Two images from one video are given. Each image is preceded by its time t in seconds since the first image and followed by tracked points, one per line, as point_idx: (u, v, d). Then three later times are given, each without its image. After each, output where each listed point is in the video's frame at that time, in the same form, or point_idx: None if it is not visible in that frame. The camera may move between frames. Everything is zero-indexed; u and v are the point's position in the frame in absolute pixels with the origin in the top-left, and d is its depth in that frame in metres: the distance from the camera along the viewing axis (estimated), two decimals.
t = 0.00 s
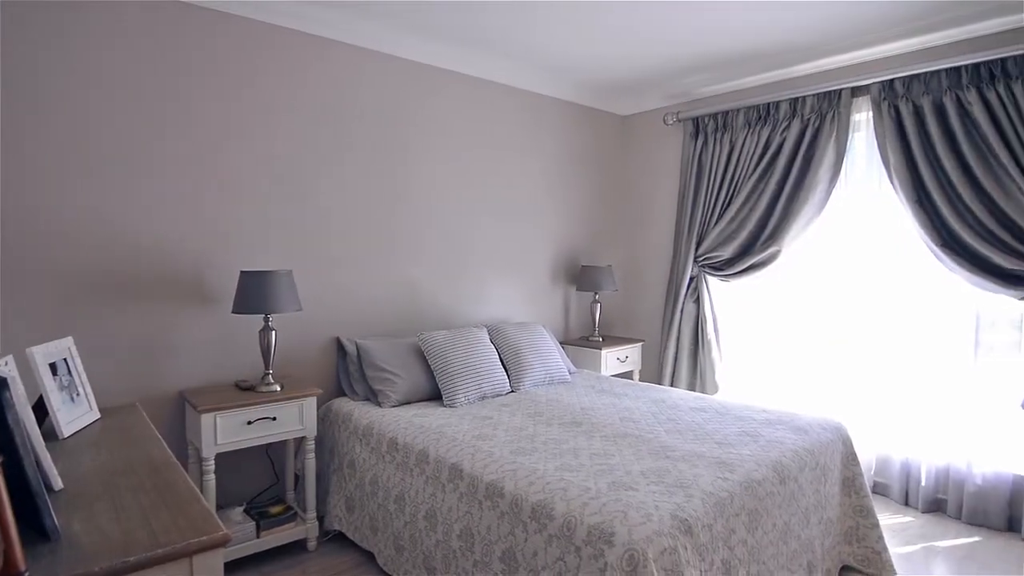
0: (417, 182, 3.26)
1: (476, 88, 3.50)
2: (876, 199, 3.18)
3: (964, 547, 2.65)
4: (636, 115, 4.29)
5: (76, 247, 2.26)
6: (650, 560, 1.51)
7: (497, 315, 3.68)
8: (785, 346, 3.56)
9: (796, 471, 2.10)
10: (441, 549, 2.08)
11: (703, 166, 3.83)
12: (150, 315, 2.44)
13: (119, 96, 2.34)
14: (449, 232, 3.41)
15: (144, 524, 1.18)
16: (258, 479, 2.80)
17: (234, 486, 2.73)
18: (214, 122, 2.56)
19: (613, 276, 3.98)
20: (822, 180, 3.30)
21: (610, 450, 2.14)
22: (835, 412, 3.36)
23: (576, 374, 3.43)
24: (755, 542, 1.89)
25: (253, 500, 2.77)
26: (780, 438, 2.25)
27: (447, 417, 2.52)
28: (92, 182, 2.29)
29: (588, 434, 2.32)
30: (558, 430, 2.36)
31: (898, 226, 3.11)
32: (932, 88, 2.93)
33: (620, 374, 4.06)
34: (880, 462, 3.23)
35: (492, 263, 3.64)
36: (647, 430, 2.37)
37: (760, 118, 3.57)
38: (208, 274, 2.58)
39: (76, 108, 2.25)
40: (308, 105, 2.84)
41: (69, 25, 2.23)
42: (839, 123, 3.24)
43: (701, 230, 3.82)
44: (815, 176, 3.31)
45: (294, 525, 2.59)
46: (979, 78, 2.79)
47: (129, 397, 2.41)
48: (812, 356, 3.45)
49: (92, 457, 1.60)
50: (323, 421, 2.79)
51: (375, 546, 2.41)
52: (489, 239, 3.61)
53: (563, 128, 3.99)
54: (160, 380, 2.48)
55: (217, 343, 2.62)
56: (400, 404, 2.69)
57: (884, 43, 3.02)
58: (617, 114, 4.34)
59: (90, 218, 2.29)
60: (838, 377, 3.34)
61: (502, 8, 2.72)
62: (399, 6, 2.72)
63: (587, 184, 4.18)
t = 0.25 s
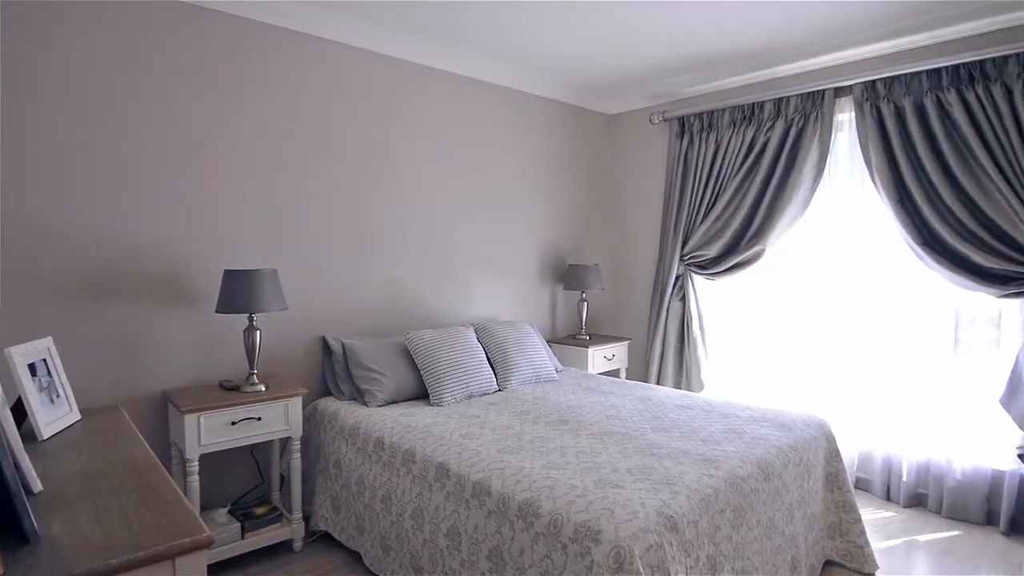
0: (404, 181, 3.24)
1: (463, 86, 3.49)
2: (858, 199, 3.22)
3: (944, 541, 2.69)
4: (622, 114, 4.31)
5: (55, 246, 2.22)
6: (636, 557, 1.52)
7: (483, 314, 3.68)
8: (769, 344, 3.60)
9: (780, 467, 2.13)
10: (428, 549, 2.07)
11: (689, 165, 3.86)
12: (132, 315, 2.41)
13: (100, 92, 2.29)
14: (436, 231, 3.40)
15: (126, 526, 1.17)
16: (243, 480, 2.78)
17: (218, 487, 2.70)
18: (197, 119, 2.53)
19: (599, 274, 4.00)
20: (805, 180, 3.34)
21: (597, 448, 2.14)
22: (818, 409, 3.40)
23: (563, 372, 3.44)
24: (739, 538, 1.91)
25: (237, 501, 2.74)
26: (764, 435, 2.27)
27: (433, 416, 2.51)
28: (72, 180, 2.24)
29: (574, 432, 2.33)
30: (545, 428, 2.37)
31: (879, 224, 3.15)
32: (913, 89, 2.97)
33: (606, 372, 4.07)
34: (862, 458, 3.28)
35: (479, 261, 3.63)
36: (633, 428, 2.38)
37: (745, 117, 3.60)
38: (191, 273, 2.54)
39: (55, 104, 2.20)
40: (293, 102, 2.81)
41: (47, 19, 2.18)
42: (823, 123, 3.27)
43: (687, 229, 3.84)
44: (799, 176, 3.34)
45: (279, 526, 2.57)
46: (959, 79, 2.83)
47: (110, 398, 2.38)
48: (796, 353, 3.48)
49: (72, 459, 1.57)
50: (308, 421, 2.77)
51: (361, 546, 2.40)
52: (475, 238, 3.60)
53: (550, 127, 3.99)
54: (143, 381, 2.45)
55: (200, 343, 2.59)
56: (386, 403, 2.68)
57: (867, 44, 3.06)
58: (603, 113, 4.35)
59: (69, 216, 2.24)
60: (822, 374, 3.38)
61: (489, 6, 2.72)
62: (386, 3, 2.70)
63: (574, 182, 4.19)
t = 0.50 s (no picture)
0: (390, 179, 3.23)
1: (450, 85, 3.48)
2: (841, 198, 3.26)
3: (925, 535, 2.74)
4: (609, 113, 4.32)
5: (34, 244, 2.18)
6: (622, 554, 1.53)
7: (471, 312, 3.67)
8: (754, 341, 3.63)
9: (765, 464, 2.15)
10: (415, 548, 2.07)
11: (675, 164, 3.88)
12: (113, 315, 2.37)
13: (80, 87, 2.26)
14: (423, 229, 3.39)
15: (107, 529, 1.15)
16: (228, 480, 2.75)
17: (203, 487, 2.68)
18: (180, 116, 2.50)
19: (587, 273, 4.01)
20: (790, 179, 3.37)
21: (584, 446, 2.15)
22: (802, 406, 3.44)
23: (550, 370, 3.44)
24: (725, 534, 1.92)
25: (222, 502, 2.72)
26: (750, 432, 2.29)
27: (421, 415, 2.50)
28: (51, 177, 2.21)
29: (562, 431, 2.33)
30: (532, 427, 2.37)
31: (862, 223, 3.19)
32: (895, 90, 3.01)
33: (594, 370, 4.08)
34: (845, 454, 3.32)
35: (466, 260, 3.63)
36: (621, 425, 2.39)
37: (730, 117, 3.63)
38: (174, 271, 2.51)
39: (33, 99, 2.16)
40: (278, 99, 2.79)
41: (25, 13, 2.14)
42: (807, 122, 3.31)
43: (673, 228, 3.87)
44: (783, 175, 3.38)
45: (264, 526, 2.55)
46: (939, 80, 2.87)
47: (92, 399, 2.34)
48: (779, 351, 3.52)
49: (52, 461, 1.55)
50: (294, 421, 2.75)
51: (348, 547, 2.38)
52: (463, 236, 3.60)
53: (537, 126, 3.99)
54: (125, 381, 2.42)
55: (184, 342, 2.56)
56: (373, 403, 2.67)
57: (850, 45, 3.09)
58: (590, 112, 4.36)
59: (49, 214, 2.21)
60: (806, 371, 3.41)
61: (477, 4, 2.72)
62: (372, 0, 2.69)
63: (561, 181, 4.20)
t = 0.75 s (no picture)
0: (377, 177, 3.21)
1: (437, 83, 3.47)
2: (825, 197, 3.29)
3: (906, 530, 2.78)
4: (596, 112, 4.33)
5: (12, 242, 2.14)
6: (609, 551, 1.53)
7: (458, 311, 3.67)
8: (740, 340, 3.66)
9: (750, 460, 2.17)
10: (402, 548, 2.06)
11: (662, 164, 3.90)
12: (95, 314, 2.34)
13: (60, 82, 2.22)
14: (410, 228, 3.37)
15: (89, 531, 1.13)
16: (212, 481, 2.72)
17: (187, 489, 2.65)
18: (164, 113, 2.47)
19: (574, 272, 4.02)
20: (774, 178, 3.40)
21: (571, 444, 2.16)
22: (787, 403, 3.48)
23: (537, 369, 3.45)
24: (710, 531, 1.94)
25: (207, 503, 2.69)
26: (735, 429, 2.31)
27: (408, 415, 2.50)
28: (30, 174, 2.17)
29: (549, 429, 2.34)
30: (520, 425, 2.37)
31: (845, 222, 3.23)
32: (877, 90, 3.05)
33: (581, 368, 4.10)
34: (829, 450, 3.36)
35: (454, 259, 3.62)
36: (607, 423, 2.40)
37: (715, 117, 3.65)
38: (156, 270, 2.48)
39: (12, 95, 2.12)
40: (263, 97, 2.76)
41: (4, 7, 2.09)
42: (791, 123, 3.34)
43: (659, 227, 3.89)
44: (768, 175, 3.41)
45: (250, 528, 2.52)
46: (920, 81, 2.91)
47: (72, 400, 2.31)
48: (764, 349, 3.55)
49: (32, 463, 1.52)
50: (280, 421, 2.73)
51: (335, 547, 2.37)
52: (450, 235, 3.59)
53: (525, 125, 3.99)
54: (107, 382, 2.38)
55: (167, 342, 2.53)
56: (360, 402, 2.65)
57: (833, 46, 3.12)
58: (577, 111, 4.37)
59: (27, 212, 2.17)
60: (790, 369, 3.45)
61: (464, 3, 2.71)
62: None
63: (548, 180, 4.21)
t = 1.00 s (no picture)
0: (363, 176, 3.19)
1: (423, 81, 3.46)
2: (808, 197, 3.33)
3: (887, 525, 2.82)
4: (582, 112, 4.34)
5: None
6: (594, 549, 1.54)
7: (445, 311, 3.66)
8: (725, 338, 3.69)
9: (734, 458, 2.19)
10: (388, 548, 2.05)
11: (647, 163, 3.92)
12: (75, 314, 2.30)
13: (38, 78, 2.18)
14: (396, 227, 3.36)
15: (68, 536, 1.11)
16: (195, 483, 2.69)
17: (170, 491, 2.62)
18: (146, 111, 2.43)
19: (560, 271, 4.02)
20: (758, 178, 3.44)
21: (558, 443, 2.16)
22: (771, 400, 3.52)
23: (524, 368, 3.45)
24: (695, 528, 1.95)
25: (191, 505, 2.66)
26: (719, 427, 2.33)
27: (394, 415, 2.49)
28: (7, 172, 2.13)
29: (535, 428, 2.34)
30: (506, 424, 2.37)
31: (827, 221, 3.27)
32: (859, 92, 3.09)
33: (567, 367, 4.11)
34: (812, 447, 3.40)
35: (440, 258, 3.61)
36: (594, 422, 2.41)
37: (700, 117, 3.68)
38: (138, 269, 2.44)
39: None
40: (247, 93, 2.73)
41: None
42: (774, 123, 3.37)
43: (645, 226, 3.91)
44: (752, 174, 3.44)
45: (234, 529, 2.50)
46: (901, 83, 2.96)
47: (52, 401, 2.27)
48: (748, 347, 3.59)
49: (9, 466, 1.50)
50: (265, 422, 2.71)
51: (320, 548, 2.35)
52: (437, 234, 3.58)
53: (511, 124, 4.00)
54: (87, 383, 2.35)
55: (149, 342, 2.50)
56: (345, 403, 2.64)
57: (816, 47, 3.16)
58: (563, 110, 4.38)
59: (5, 210, 2.13)
60: (774, 366, 3.48)
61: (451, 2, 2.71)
62: None
63: (535, 179, 4.21)
